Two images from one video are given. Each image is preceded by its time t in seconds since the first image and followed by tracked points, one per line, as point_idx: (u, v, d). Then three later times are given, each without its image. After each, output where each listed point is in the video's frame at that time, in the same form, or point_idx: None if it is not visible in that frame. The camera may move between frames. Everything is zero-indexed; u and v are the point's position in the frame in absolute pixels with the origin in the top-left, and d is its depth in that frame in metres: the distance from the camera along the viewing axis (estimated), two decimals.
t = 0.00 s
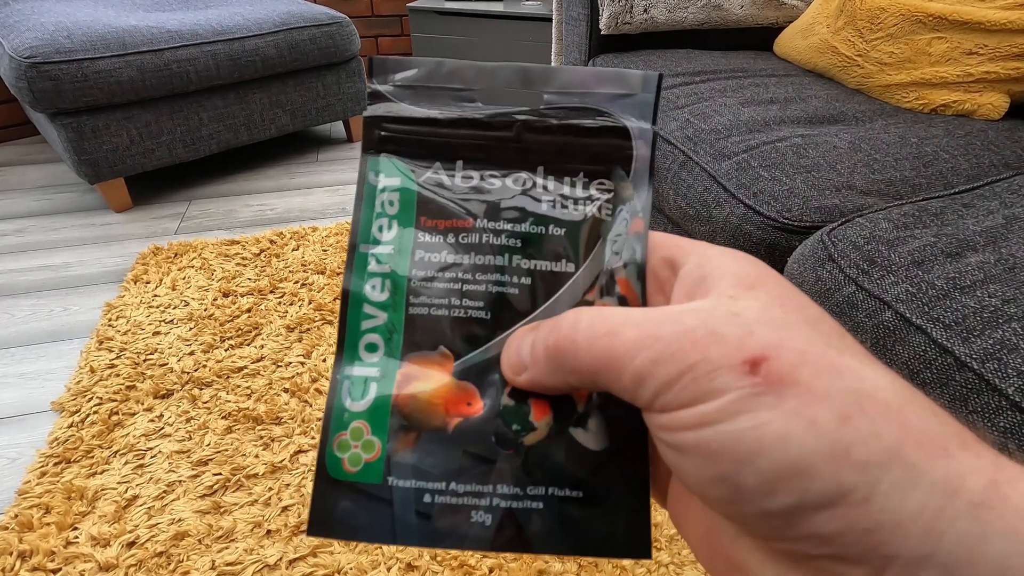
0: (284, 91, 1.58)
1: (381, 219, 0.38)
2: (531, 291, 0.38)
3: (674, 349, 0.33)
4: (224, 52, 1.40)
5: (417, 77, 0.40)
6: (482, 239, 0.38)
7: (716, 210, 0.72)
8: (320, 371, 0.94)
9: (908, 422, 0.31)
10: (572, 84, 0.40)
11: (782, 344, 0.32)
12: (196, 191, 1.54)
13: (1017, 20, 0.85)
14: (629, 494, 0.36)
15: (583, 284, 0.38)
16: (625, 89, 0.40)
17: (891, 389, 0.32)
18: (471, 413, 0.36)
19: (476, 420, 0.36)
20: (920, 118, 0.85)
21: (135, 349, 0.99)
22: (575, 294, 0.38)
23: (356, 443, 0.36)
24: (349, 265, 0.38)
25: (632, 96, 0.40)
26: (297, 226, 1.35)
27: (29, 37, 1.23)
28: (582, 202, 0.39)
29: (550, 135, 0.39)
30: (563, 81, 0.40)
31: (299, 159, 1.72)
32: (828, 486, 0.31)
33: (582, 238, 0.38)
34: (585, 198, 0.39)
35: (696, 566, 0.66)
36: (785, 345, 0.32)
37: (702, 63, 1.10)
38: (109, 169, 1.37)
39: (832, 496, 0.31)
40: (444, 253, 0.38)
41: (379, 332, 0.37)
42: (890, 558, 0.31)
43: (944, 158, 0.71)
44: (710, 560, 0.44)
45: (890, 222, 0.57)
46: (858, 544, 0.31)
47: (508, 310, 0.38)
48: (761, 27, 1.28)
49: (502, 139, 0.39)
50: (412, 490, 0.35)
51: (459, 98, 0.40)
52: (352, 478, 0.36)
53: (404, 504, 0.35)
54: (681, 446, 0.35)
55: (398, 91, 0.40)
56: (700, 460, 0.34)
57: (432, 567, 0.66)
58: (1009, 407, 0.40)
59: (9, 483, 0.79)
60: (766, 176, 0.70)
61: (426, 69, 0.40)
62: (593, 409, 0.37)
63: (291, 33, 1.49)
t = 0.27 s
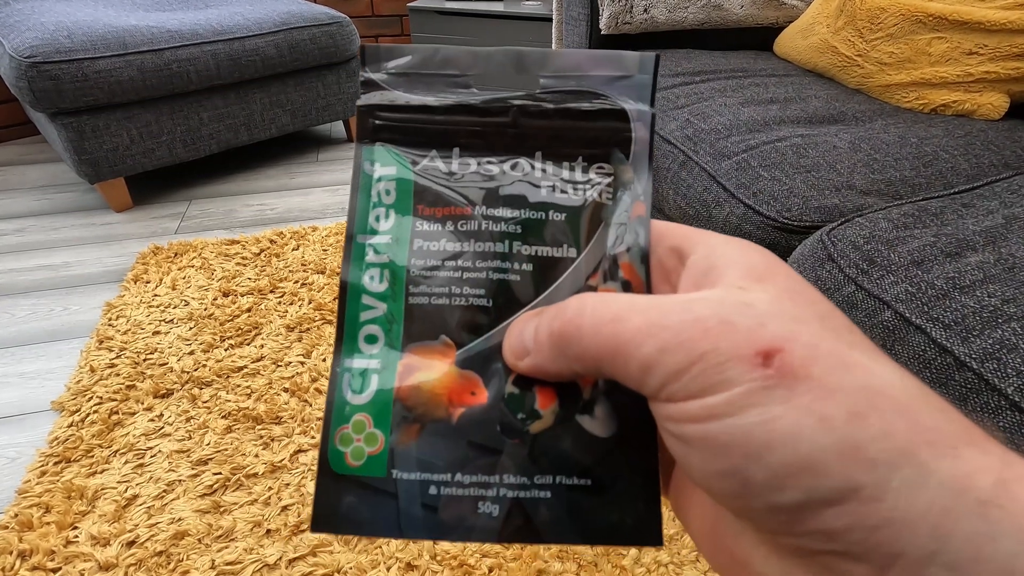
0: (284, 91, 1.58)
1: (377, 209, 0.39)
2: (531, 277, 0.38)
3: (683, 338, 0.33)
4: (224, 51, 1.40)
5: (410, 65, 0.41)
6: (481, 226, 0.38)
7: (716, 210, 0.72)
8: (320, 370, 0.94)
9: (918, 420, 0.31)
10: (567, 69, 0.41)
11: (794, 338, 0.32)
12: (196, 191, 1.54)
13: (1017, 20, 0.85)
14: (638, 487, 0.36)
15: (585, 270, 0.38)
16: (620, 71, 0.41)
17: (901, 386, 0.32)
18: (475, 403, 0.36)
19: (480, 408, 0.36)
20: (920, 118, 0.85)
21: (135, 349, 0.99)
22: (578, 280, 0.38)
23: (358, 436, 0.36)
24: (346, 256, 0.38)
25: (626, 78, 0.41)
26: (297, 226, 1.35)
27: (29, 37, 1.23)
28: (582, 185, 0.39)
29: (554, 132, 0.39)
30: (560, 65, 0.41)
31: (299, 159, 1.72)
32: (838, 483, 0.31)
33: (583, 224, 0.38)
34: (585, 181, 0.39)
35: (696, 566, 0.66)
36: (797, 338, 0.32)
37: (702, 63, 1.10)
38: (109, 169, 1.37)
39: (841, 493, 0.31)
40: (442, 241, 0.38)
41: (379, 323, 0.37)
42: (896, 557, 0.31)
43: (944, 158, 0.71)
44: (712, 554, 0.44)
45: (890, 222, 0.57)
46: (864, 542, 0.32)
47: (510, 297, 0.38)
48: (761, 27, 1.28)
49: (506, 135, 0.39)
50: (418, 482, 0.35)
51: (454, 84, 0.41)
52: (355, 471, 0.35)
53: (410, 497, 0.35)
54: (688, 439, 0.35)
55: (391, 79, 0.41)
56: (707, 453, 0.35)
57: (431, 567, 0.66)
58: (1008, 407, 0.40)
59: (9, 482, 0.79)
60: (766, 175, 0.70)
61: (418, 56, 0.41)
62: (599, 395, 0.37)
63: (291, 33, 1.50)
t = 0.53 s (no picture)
0: (284, 91, 1.58)
1: (383, 198, 0.39)
2: (538, 266, 0.38)
3: (698, 331, 0.32)
4: (224, 51, 1.40)
5: (415, 49, 0.40)
6: (488, 215, 0.38)
7: (716, 210, 0.72)
8: (320, 371, 0.94)
9: (934, 422, 0.31)
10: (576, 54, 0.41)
11: (814, 334, 0.32)
12: (196, 191, 1.54)
13: (1018, 20, 0.84)
14: (646, 481, 0.36)
15: (594, 260, 0.38)
16: (630, 57, 0.41)
17: (917, 386, 0.32)
18: (481, 394, 0.37)
19: (487, 399, 0.37)
20: (920, 119, 0.85)
21: (135, 349, 0.99)
22: (587, 269, 0.38)
23: (363, 427, 0.36)
24: (351, 245, 0.38)
25: (636, 64, 0.41)
26: (298, 226, 1.35)
27: (29, 37, 1.23)
28: (590, 173, 0.39)
29: (560, 128, 0.40)
30: (569, 49, 0.41)
31: (299, 159, 1.72)
32: (852, 483, 0.31)
33: (591, 214, 0.39)
34: (594, 169, 0.39)
35: (696, 566, 0.66)
36: (816, 336, 0.32)
37: (702, 63, 1.10)
38: (110, 169, 1.37)
39: (854, 494, 0.31)
40: (448, 230, 0.38)
41: (384, 313, 0.37)
42: (905, 559, 0.31)
43: (945, 159, 0.71)
44: (714, 551, 0.44)
45: (890, 223, 0.57)
46: (875, 544, 0.32)
47: (517, 287, 0.38)
48: (761, 27, 1.28)
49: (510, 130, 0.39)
50: (423, 474, 0.35)
51: (459, 70, 0.41)
52: (360, 463, 0.36)
53: (416, 489, 0.35)
54: (700, 434, 0.35)
55: (396, 64, 0.40)
56: (719, 448, 0.35)
57: (431, 567, 0.66)
58: (1009, 407, 0.40)
59: (9, 482, 0.79)
60: (766, 176, 0.70)
61: (423, 40, 0.40)
62: (608, 387, 0.37)
63: (292, 33, 1.50)
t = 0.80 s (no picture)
0: (285, 91, 1.58)
1: (382, 190, 0.39)
2: (541, 259, 0.38)
3: (709, 324, 0.32)
4: (224, 51, 1.40)
5: (413, 38, 0.41)
6: (489, 207, 0.38)
7: (716, 210, 0.72)
8: (320, 371, 0.94)
9: (947, 420, 0.31)
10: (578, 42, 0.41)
11: (825, 329, 0.32)
12: (196, 191, 1.54)
13: (1019, 20, 0.84)
14: (655, 478, 0.36)
15: (598, 251, 0.38)
16: (632, 44, 0.41)
17: (928, 384, 0.32)
18: (483, 389, 0.36)
19: (490, 394, 0.36)
20: (921, 119, 0.85)
21: (135, 349, 0.99)
22: (590, 261, 0.38)
23: (365, 424, 0.36)
24: (351, 239, 0.38)
25: (638, 52, 0.41)
26: (298, 226, 1.35)
27: (29, 37, 1.23)
28: (593, 163, 0.39)
29: (564, 125, 0.40)
30: (571, 37, 0.41)
31: (300, 159, 1.72)
32: (865, 482, 0.31)
33: (594, 206, 0.38)
34: (596, 159, 0.39)
35: (696, 566, 0.66)
36: (829, 329, 0.32)
37: (703, 63, 1.10)
38: (110, 169, 1.37)
39: (866, 493, 0.31)
40: (449, 222, 0.38)
41: (384, 308, 0.37)
42: (916, 559, 0.31)
43: (945, 159, 0.71)
44: (719, 549, 0.44)
45: (891, 223, 0.57)
46: (887, 542, 0.32)
47: (520, 280, 0.38)
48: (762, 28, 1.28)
49: (514, 128, 0.39)
50: (426, 471, 0.36)
51: (458, 59, 0.41)
52: (362, 461, 0.36)
53: (419, 486, 0.35)
54: (709, 429, 0.35)
55: (393, 54, 0.40)
56: (731, 444, 0.35)
57: (432, 567, 0.66)
58: (1010, 407, 0.40)
59: (9, 482, 0.79)
60: (766, 175, 0.70)
61: (421, 29, 0.41)
62: (613, 380, 0.37)
63: (292, 33, 1.50)
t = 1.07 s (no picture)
0: (285, 91, 1.58)
1: (382, 190, 0.39)
2: (542, 258, 0.38)
3: (713, 322, 0.32)
4: (224, 51, 1.40)
5: (412, 37, 0.41)
6: (490, 206, 0.38)
7: (717, 210, 0.72)
8: (320, 371, 0.94)
9: (951, 419, 0.31)
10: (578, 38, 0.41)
11: (830, 328, 0.32)
12: (196, 191, 1.54)
13: (1019, 20, 0.84)
14: (658, 477, 0.36)
15: (600, 249, 0.38)
16: (632, 41, 0.41)
17: (932, 383, 0.32)
18: (486, 389, 0.36)
19: (492, 394, 0.36)
20: (921, 119, 0.85)
21: (135, 349, 0.99)
22: (592, 259, 0.38)
23: (368, 425, 0.36)
24: (352, 239, 0.38)
25: (638, 48, 0.41)
26: (299, 226, 1.35)
27: (29, 37, 1.23)
28: (594, 161, 0.39)
29: (565, 124, 0.40)
30: (570, 34, 0.41)
31: (300, 159, 1.72)
32: (870, 482, 0.31)
33: (595, 204, 0.38)
34: (597, 157, 0.39)
35: (696, 566, 0.66)
36: (833, 327, 0.32)
37: (703, 63, 1.10)
38: (110, 169, 1.37)
39: (870, 493, 0.31)
40: (450, 221, 0.38)
41: (386, 308, 0.37)
42: (920, 559, 0.31)
43: (946, 159, 0.71)
44: (721, 548, 0.44)
45: (891, 223, 0.57)
46: (891, 541, 0.32)
47: (521, 278, 0.38)
48: (761, 28, 1.28)
49: (515, 127, 0.39)
50: (429, 471, 0.36)
51: (456, 57, 0.41)
52: (365, 462, 0.36)
53: (423, 486, 0.35)
54: (713, 428, 0.35)
55: (391, 53, 0.41)
56: (735, 442, 0.35)
57: (432, 567, 0.66)
58: (1010, 407, 0.40)
59: (9, 483, 0.79)
60: (766, 175, 0.70)
61: (419, 27, 0.41)
62: (616, 378, 0.37)
63: (292, 33, 1.50)
